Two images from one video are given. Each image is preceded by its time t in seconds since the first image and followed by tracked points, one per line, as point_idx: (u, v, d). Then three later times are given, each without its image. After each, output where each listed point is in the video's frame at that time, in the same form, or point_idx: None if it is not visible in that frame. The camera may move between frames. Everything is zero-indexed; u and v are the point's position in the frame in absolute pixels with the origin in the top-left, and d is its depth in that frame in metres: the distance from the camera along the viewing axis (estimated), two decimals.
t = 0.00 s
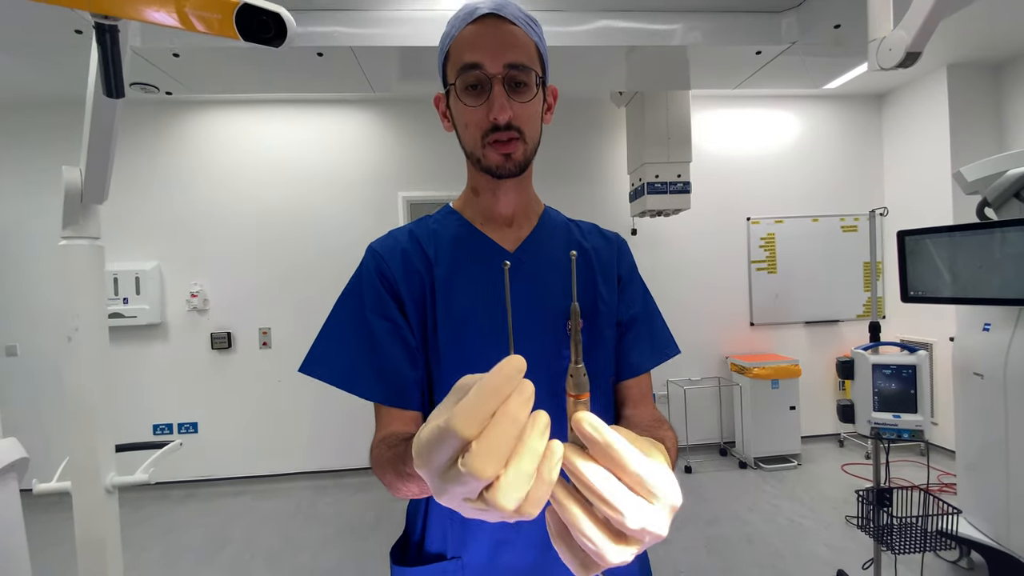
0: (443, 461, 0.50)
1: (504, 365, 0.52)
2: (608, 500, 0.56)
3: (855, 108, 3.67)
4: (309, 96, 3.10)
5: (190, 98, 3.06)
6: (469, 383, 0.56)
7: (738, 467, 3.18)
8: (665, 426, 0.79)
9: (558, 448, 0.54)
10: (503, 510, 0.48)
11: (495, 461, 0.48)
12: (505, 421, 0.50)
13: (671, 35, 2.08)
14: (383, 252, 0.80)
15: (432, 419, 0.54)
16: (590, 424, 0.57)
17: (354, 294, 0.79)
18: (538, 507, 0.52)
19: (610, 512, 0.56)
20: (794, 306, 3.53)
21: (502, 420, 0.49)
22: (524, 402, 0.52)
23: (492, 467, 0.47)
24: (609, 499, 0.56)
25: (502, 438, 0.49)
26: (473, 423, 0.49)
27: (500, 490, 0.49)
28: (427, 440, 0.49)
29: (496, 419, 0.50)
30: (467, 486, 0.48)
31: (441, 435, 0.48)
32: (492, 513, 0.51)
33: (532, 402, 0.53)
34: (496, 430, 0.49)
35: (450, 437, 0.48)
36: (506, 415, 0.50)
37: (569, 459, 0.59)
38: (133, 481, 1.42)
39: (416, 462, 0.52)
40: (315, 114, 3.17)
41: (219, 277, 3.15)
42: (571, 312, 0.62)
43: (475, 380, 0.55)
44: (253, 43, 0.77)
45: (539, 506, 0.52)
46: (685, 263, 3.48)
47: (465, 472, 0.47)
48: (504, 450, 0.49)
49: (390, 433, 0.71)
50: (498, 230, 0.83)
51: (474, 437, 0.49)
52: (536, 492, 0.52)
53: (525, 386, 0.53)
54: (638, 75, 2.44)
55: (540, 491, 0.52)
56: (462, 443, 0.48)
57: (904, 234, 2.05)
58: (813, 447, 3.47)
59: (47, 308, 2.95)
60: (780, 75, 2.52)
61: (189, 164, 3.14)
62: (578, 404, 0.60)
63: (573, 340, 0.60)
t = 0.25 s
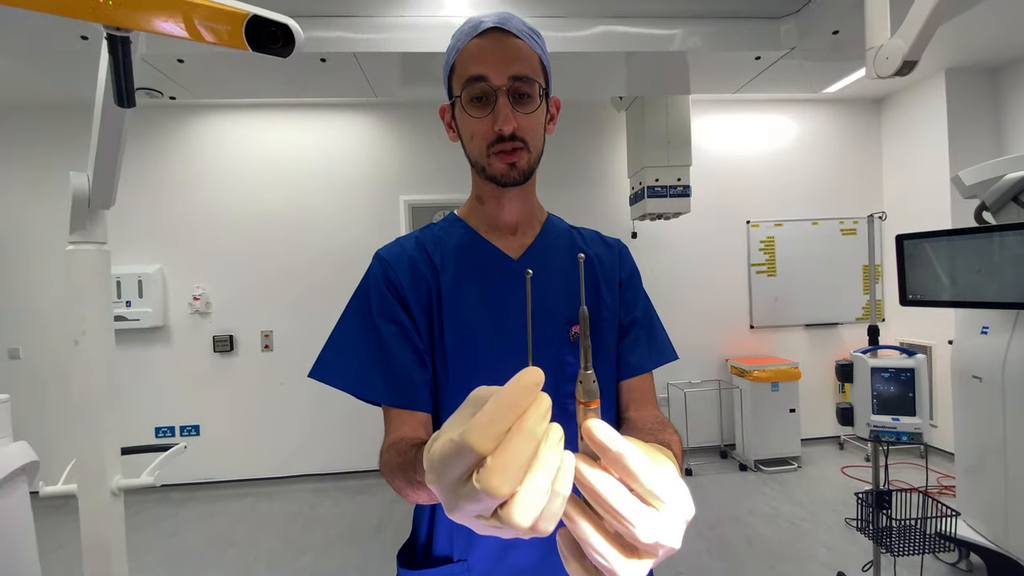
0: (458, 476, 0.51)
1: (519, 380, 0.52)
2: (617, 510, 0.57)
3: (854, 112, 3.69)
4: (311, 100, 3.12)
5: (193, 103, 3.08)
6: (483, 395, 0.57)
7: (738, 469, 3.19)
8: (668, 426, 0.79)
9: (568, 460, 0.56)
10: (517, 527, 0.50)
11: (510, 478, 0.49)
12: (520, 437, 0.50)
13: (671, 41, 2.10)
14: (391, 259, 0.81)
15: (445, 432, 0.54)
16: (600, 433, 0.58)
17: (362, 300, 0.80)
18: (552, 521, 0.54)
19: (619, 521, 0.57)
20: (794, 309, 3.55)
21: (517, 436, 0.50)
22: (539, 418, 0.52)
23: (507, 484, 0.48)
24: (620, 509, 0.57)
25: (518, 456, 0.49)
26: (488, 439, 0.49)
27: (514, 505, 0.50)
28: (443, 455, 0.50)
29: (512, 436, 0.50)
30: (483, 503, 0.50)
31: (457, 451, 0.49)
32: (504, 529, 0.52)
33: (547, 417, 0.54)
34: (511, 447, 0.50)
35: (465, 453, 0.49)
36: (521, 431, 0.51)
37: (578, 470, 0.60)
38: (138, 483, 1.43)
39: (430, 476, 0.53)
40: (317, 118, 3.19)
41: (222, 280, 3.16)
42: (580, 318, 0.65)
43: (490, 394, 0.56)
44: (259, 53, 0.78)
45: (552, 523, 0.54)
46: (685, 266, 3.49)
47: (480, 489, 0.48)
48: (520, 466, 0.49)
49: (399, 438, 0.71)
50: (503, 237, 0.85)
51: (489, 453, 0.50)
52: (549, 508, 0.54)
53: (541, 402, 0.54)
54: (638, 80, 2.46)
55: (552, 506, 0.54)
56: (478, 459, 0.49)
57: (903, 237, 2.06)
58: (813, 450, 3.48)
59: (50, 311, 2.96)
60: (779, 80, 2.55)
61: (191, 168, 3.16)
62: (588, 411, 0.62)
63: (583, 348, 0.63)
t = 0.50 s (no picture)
0: (465, 499, 0.51)
1: (525, 400, 0.53)
2: (617, 528, 0.58)
3: (852, 121, 3.72)
4: (314, 110, 3.15)
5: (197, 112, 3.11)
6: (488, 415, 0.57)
7: (740, 477, 3.18)
8: (670, 436, 0.80)
9: (570, 477, 0.57)
10: (524, 548, 0.51)
11: (518, 501, 0.50)
12: (527, 459, 0.51)
13: (670, 51, 2.12)
14: (395, 269, 0.82)
15: (451, 453, 0.55)
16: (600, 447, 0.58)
17: (367, 310, 0.81)
18: (557, 541, 0.54)
19: (620, 537, 0.58)
20: (794, 316, 3.55)
21: (524, 457, 0.51)
22: (545, 438, 0.53)
23: (515, 506, 0.49)
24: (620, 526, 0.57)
25: (525, 478, 0.50)
26: (495, 461, 0.50)
27: (521, 526, 0.51)
28: (451, 478, 0.51)
29: (519, 457, 0.51)
30: (490, 525, 0.50)
31: (464, 473, 0.50)
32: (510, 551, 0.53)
33: (553, 437, 0.54)
34: (518, 469, 0.50)
35: (473, 476, 0.50)
36: (528, 452, 0.51)
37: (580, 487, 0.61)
38: (140, 492, 1.44)
39: (435, 498, 0.54)
40: (319, 127, 3.22)
41: (223, 288, 3.17)
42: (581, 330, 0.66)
43: (495, 415, 0.57)
44: (269, 66, 0.80)
45: (558, 546, 0.54)
46: (686, 274, 3.50)
47: (488, 511, 0.49)
48: (527, 488, 0.50)
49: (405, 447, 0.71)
50: (506, 247, 0.86)
51: (496, 475, 0.50)
52: (555, 527, 0.55)
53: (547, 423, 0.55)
54: (637, 90, 2.48)
55: (558, 525, 0.55)
56: (485, 481, 0.50)
57: (902, 245, 2.06)
58: (815, 457, 3.47)
59: (53, 319, 2.97)
60: (776, 90, 2.57)
61: (194, 176, 3.18)
62: (590, 425, 0.63)
63: (584, 362, 0.64)
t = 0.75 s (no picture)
0: (464, 511, 0.51)
1: (525, 412, 0.53)
2: (615, 541, 0.58)
3: (850, 130, 3.74)
4: (315, 120, 3.17)
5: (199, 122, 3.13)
6: (488, 428, 0.57)
7: (742, 487, 3.16)
8: (672, 447, 0.79)
9: (568, 490, 0.57)
10: (523, 562, 0.50)
11: (517, 514, 0.49)
12: (526, 471, 0.51)
13: (669, 62, 2.14)
14: (397, 278, 0.83)
15: (451, 465, 0.55)
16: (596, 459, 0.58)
17: (368, 318, 0.82)
18: (556, 555, 0.54)
19: (617, 551, 0.58)
20: (794, 324, 3.55)
21: (524, 469, 0.51)
22: (544, 450, 0.53)
23: (514, 519, 0.49)
24: (619, 538, 0.57)
25: (525, 490, 0.50)
26: (495, 472, 0.50)
27: (520, 539, 0.51)
28: (450, 490, 0.51)
29: (519, 468, 0.51)
30: (489, 539, 0.50)
31: (464, 485, 0.50)
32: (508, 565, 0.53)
33: (553, 449, 0.54)
34: (518, 481, 0.50)
35: (472, 488, 0.49)
36: (528, 463, 0.51)
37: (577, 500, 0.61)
38: (139, 502, 1.43)
39: (434, 511, 0.53)
40: (321, 137, 3.24)
41: (224, 297, 3.18)
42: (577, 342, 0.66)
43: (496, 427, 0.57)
44: (272, 78, 0.81)
45: (557, 559, 0.54)
46: (686, 282, 3.50)
47: (487, 524, 0.49)
48: (527, 501, 0.50)
49: (407, 456, 0.71)
50: (506, 257, 0.87)
51: (496, 487, 0.50)
52: (553, 541, 0.54)
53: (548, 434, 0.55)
54: (638, 100, 2.50)
55: (557, 539, 0.54)
56: (485, 493, 0.50)
57: (901, 253, 2.07)
58: (817, 467, 3.46)
59: (52, 328, 2.98)
60: (775, 100, 2.59)
61: (196, 185, 3.19)
62: (586, 436, 0.63)
63: (581, 375, 0.65)
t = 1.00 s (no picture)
0: (463, 516, 0.51)
1: (526, 415, 0.53)
2: (615, 550, 0.57)
3: (848, 136, 3.75)
4: (317, 126, 3.19)
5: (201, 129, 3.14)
6: (488, 432, 0.57)
7: (743, 494, 3.14)
8: (673, 455, 0.79)
9: (568, 497, 0.56)
10: (523, 569, 0.50)
11: (518, 519, 0.49)
12: (527, 475, 0.50)
13: (668, 69, 2.15)
14: (397, 284, 0.83)
15: (451, 470, 0.55)
16: (597, 466, 0.57)
17: (368, 325, 0.81)
18: (556, 562, 0.54)
19: (618, 560, 0.57)
20: (795, 330, 3.55)
21: (524, 473, 0.50)
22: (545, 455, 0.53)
23: (514, 524, 0.49)
24: (619, 547, 0.57)
25: (525, 494, 0.50)
26: (495, 476, 0.49)
27: (520, 545, 0.51)
28: (450, 494, 0.50)
29: (519, 473, 0.50)
30: (489, 543, 0.50)
31: (464, 489, 0.50)
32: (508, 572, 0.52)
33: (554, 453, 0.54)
34: (518, 484, 0.50)
35: (472, 491, 0.49)
36: (529, 467, 0.51)
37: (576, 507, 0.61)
38: (136, 510, 1.42)
39: (433, 516, 0.53)
40: (322, 143, 3.26)
41: (224, 302, 3.17)
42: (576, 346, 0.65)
43: (496, 430, 0.57)
44: (273, 84, 0.81)
45: (557, 567, 0.54)
46: (686, 288, 3.50)
47: (487, 529, 0.48)
48: (527, 505, 0.50)
49: (407, 464, 0.71)
50: (506, 263, 0.87)
51: (496, 491, 0.50)
52: (554, 547, 0.54)
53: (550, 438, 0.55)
54: (637, 107, 2.51)
55: (558, 546, 0.54)
56: (484, 498, 0.49)
57: (901, 259, 2.09)
58: (819, 474, 3.44)
59: (52, 334, 2.97)
60: (774, 106, 2.60)
61: (197, 191, 3.20)
62: (585, 443, 0.62)
63: (579, 381, 0.64)
